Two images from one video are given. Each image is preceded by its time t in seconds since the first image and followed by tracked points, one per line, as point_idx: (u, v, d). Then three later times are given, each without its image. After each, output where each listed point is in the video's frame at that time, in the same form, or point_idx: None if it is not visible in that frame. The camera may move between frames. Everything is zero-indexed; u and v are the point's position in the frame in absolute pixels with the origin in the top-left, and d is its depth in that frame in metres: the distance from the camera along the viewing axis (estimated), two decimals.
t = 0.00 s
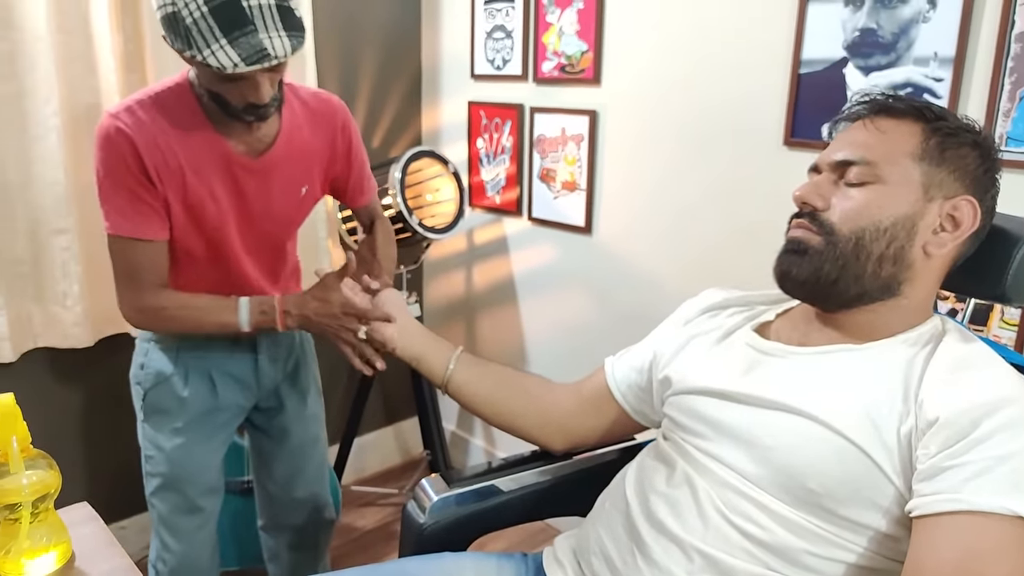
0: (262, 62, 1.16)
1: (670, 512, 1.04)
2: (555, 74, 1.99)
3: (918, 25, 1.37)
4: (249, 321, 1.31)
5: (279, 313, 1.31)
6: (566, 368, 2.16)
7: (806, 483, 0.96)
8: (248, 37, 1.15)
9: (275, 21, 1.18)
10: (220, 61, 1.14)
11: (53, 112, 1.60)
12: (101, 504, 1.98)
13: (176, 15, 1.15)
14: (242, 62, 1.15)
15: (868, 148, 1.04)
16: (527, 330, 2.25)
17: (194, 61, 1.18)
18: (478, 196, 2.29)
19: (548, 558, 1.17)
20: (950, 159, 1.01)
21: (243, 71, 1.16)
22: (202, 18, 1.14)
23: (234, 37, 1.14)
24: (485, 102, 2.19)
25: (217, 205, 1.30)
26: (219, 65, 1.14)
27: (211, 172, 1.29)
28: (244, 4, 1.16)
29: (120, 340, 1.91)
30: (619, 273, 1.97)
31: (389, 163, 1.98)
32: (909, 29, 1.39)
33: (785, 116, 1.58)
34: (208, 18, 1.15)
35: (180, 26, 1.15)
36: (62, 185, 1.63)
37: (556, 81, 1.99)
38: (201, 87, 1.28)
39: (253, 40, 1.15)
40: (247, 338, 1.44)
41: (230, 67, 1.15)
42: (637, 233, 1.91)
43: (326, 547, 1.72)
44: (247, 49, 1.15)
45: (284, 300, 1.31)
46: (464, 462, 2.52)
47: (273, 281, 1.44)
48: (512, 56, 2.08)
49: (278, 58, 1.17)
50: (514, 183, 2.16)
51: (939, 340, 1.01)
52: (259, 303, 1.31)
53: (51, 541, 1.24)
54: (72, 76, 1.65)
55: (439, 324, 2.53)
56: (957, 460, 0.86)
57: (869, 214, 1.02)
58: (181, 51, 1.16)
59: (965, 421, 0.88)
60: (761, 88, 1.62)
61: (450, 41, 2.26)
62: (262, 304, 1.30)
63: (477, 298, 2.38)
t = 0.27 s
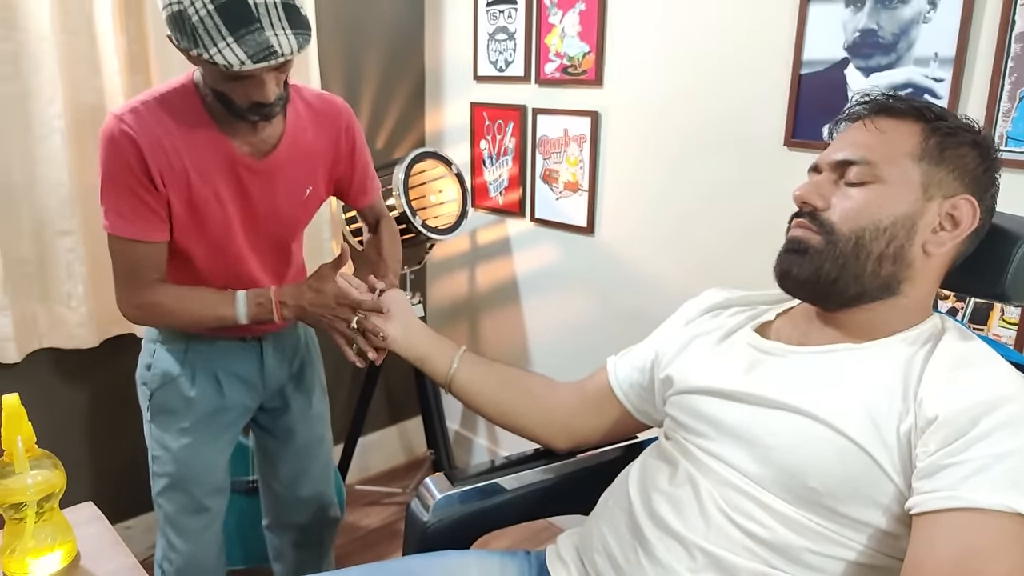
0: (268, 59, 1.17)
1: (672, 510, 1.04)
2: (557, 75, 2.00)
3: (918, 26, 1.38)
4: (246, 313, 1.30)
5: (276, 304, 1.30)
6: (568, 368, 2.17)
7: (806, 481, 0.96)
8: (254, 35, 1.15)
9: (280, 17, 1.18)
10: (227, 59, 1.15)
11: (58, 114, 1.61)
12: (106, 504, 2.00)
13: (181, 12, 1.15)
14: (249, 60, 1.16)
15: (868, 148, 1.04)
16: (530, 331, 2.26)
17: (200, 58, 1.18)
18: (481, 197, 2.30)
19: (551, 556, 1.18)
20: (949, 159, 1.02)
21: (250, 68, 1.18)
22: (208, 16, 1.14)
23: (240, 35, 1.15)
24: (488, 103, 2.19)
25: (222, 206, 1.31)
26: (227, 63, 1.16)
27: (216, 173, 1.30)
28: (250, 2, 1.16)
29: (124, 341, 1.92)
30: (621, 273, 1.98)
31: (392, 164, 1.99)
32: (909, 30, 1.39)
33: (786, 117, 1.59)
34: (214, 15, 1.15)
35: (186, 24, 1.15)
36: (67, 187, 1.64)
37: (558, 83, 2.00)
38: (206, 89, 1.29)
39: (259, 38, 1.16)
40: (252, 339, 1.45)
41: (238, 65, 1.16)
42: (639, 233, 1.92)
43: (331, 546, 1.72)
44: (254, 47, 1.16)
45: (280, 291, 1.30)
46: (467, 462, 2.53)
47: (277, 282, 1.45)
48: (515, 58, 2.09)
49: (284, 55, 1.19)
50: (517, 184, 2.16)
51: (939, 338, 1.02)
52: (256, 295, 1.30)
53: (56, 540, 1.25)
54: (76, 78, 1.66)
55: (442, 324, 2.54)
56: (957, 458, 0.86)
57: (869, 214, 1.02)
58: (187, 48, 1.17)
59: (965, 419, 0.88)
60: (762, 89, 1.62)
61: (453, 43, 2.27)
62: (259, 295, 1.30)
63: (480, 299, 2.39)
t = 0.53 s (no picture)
0: (281, 55, 1.18)
1: (673, 510, 1.05)
2: (557, 76, 2.01)
3: (917, 27, 1.38)
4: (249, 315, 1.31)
5: (279, 303, 1.31)
6: (569, 368, 2.17)
7: (806, 481, 0.97)
8: (268, 30, 1.16)
9: (292, 15, 1.19)
10: (241, 54, 1.15)
11: (59, 116, 1.62)
12: (109, 504, 2.00)
13: (192, 9, 1.15)
14: (263, 55, 1.16)
15: (868, 149, 1.05)
16: (531, 331, 2.26)
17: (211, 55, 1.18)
18: (482, 197, 2.30)
19: (552, 555, 1.18)
20: (948, 160, 1.02)
21: (263, 64, 1.18)
22: (222, 12, 1.14)
23: (254, 31, 1.15)
24: (488, 104, 2.20)
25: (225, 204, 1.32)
26: (240, 59, 1.15)
27: (220, 171, 1.30)
28: None
29: (126, 341, 1.93)
30: (622, 274, 1.98)
31: (393, 165, 2.00)
32: (908, 31, 1.40)
33: (786, 118, 1.59)
34: (227, 11, 1.15)
35: (198, 19, 1.14)
36: (69, 188, 1.65)
37: (559, 84, 2.01)
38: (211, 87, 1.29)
39: (273, 35, 1.16)
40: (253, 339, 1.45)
41: (252, 61, 1.16)
42: (640, 233, 1.92)
43: (332, 546, 1.73)
44: (268, 42, 1.16)
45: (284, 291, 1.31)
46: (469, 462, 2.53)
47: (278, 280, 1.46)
48: (515, 59, 2.10)
49: (296, 52, 1.19)
50: (518, 185, 2.17)
51: (938, 338, 1.03)
52: (260, 295, 1.31)
53: (58, 542, 1.25)
54: (78, 80, 1.66)
55: (444, 325, 2.55)
56: (956, 457, 0.87)
57: (868, 214, 1.03)
58: (199, 44, 1.16)
59: (964, 418, 0.89)
60: (762, 90, 1.63)
61: (453, 45, 2.28)
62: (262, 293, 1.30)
63: (481, 299, 2.39)
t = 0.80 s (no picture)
0: (289, 61, 1.18)
1: (672, 509, 1.05)
2: (558, 76, 2.01)
3: (917, 27, 1.39)
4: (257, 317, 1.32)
5: (287, 310, 1.32)
6: (568, 367, 2.18)
7: (804, 480, 0.97)
8: (278, 36, 1.17)
9: (302, 21, 1.19)
10: (249, 58, 1.16)
11: (59, 113, 1.62)
12: (108, 501, 2.01)
13: (203, 10, 1.15)
14: (271, 60, 1.17)
15: (867, 149, 1.05)
16: (531, 330, 2.26)
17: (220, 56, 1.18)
18: (482, 197, 2.31)
19: (551, 554, 1.18)
20: (948, 160, 1.02)
21: (270, 68, 1.18)
22: (232, 14, 1.15)
23: (263, 36, 1.16)
24: (489, 103, 2.20)
25: (228, 203, 1.32)
26: (247, 62, 1.16)
27: (223, 170, 1.30)
28: (273, 4, 1.17)
29: (126, 339, 1.93)
30: (622, 274, 1.98)
31: (394, 165, 2.00)
32: (909, 32, 1.40)
33: (786, 118, 1.59)
34: (237, 14, 1.15)
35: (208, 20, 1.15)
36: (69, 185, 1.65)
37: (559, 83, 2.01)
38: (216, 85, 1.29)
39: (282, 40, 1.17)
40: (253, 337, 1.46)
41: (260, 65, 1.17)
42: (640, 233, 1.92)
43: (330, 544, 1.73)
44: (277, 48, 1.17)
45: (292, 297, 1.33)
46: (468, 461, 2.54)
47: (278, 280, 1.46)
48: (516, 58, 2.10)
49: (304, 58, 1.20)
50: (518, 184, 2.17)
51: (937, 338, 1.03)
52: (269, 300, 1.32)
53: (57, 539, 1.25)
54: (78, 77, 1.66)
55: (443, 324, 2.55)
56: (955, 457, 0.87)
57: (868, 214, 1.03)
58: (208, 45, 1.17)
59: (963, 418, 0.89)
60: (762, 91, 1.63)
61: (454, 44, 2.28)
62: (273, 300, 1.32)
63: (481, 298, 2.40)
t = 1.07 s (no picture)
0: (286, 58, 1.18)
1: (672, 509, 1.05)
2: (560, 76, 2.01)
3: (919, 29, 1.39)
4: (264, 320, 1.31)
5: (296, 314, 1.31)
6: (568, 367, 2.18)
7: (805, 481, 0.97)
8: (274, 33, 1.17)
9: (300, 20, 1.20)
10: (246, 54, 1.15)
11: (61, 110, 1.62)
12: (108, 499, 2.01)
13: (200, 8, 1.16)
14: (267, 57, 1.17)
15: (869, 151, 1.05)
16: (531, 330, 2.27)
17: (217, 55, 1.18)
18: (483, 196, 2.31)
19: (551, 553, 1.18)
20: (950, 162, 1.02)
21: (267, 66, 1.18)
22: (228, 12, 1.15)
23: (259, 33, 1.16)
24: (490, 103, 2.20)
25: (228, 201, 1.32)
26: (244, 59, 1.16)
27: (224, 168, 1.30)
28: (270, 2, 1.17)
29: (126, 337, 1.93)
30: (622, 274, 1.99)
31: (395, 164, 2.00)
32: (910, 34, 1.40)
33: (787, 119, 1.60)
34: (234, 11, 1.16)
35: (205, 17, 1.15)
36: (70, 183, 1.65)
37: (561, 83, 2.01)
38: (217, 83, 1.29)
39: (279, 37, 1.17)
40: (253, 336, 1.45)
41: (256, 61, 1.16)
42: (640, 234, 1.93)
43: (329, 542, 1.73)
44: (273, 44, 1.17)
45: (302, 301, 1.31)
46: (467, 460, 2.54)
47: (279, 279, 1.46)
48: (517, 58, 2.10)
49: (301, 55, 1.20)
50: (519, 184, 2.17)
51: (938, 340, 1.03)
52: (276, 304, 1.31)
53: (58, 536, 1.26)
54: (80, 74, 1.66)
55: (444, 323, 2.55)
56: (956, 459, 0.87)
57: (870, 216, 1.03)
58: (205, 43, 1.17)
59: (964, 420, 0.89)
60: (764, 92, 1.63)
61: (456, 43, 2.28)
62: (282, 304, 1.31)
63: (481, 298, 2.40)
